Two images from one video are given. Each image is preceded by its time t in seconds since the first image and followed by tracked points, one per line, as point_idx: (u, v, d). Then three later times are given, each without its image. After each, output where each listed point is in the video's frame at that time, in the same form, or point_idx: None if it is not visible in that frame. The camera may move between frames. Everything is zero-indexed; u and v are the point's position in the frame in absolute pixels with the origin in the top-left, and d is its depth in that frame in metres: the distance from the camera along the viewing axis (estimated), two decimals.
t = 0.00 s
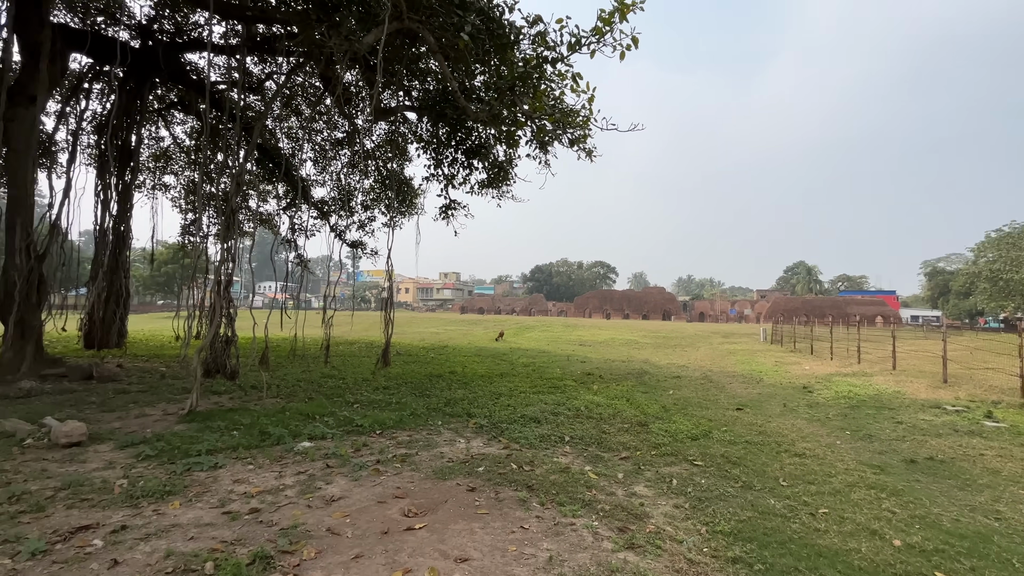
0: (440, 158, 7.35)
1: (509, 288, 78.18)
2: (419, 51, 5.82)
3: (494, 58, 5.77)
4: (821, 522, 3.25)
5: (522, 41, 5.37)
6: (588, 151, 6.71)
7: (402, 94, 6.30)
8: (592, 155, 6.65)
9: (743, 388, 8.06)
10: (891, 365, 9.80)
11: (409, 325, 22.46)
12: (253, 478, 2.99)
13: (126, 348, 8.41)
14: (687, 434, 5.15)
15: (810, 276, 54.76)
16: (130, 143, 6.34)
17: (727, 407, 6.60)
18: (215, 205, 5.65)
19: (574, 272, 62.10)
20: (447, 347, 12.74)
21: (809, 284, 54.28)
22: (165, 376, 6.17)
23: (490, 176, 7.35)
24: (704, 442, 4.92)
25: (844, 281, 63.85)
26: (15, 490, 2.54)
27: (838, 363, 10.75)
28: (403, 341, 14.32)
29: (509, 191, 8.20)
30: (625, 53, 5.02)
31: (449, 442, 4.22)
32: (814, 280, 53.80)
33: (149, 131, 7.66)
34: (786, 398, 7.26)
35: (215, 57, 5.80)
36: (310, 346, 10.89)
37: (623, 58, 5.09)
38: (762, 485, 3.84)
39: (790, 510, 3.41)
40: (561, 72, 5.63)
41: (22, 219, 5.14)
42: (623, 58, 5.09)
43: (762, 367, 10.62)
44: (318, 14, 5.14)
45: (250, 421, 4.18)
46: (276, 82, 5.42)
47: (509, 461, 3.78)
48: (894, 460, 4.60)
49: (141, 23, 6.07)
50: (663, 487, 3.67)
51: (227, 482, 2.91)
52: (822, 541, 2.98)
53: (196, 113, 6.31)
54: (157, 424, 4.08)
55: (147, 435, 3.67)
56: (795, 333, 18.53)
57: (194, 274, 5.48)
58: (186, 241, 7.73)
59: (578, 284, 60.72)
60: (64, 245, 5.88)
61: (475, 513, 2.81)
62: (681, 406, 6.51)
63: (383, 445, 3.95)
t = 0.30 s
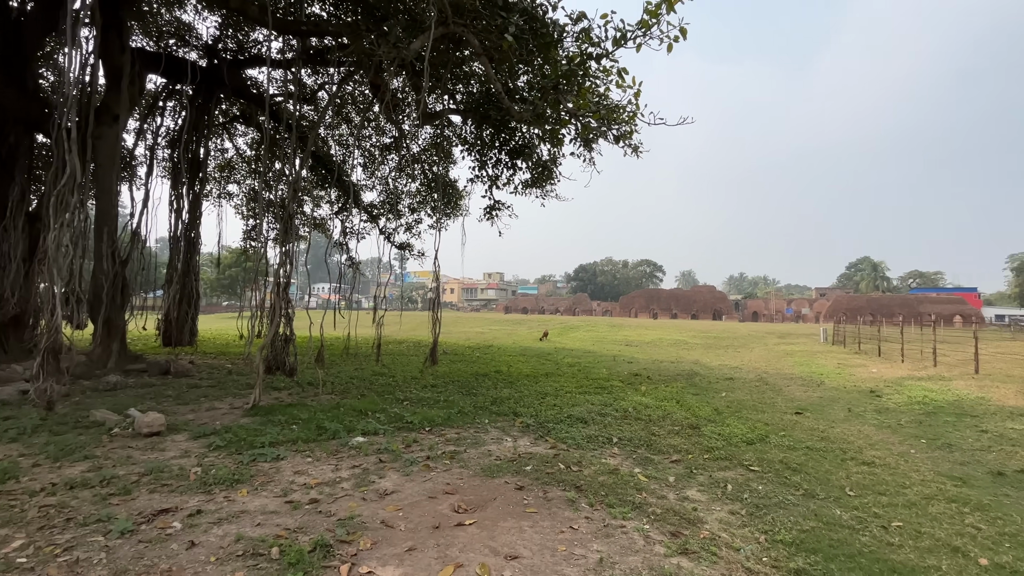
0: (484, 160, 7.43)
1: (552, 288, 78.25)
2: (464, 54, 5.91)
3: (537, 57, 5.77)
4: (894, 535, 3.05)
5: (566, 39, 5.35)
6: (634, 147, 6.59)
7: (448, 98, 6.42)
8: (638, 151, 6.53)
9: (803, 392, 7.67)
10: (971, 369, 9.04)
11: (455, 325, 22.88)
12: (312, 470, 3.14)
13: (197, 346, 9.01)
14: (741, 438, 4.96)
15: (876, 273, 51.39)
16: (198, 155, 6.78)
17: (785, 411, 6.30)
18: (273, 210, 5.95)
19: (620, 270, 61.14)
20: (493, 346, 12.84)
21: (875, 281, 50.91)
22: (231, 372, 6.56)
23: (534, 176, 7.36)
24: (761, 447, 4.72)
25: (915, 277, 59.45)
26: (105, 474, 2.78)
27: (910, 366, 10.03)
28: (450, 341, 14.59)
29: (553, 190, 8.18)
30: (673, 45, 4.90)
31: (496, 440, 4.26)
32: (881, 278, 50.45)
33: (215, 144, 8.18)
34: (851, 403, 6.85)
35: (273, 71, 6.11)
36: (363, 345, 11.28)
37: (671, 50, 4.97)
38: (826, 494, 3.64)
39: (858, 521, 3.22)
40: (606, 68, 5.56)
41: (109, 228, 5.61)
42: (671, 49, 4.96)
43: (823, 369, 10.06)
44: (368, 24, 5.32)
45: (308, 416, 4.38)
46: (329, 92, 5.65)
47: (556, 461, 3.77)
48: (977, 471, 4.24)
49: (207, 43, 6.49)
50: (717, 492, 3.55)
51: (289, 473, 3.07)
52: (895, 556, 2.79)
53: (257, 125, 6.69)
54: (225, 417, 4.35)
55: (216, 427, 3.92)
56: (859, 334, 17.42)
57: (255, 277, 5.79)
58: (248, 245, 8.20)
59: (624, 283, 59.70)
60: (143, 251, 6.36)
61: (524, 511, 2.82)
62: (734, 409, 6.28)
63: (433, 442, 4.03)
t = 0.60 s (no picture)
0: (527, 162, 7.45)
1: (597, 289, 77.39)
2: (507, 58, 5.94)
3: (580, 57, 5.73)
4: (980, 557, 2.80)
5: (610, 36, 5.27)
6: (682, 143, 6.41)
7: (491, 102, 6.47)
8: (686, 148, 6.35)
9: (870, 398, 7.19)
10: None
11: (500, 326, 23.06)
12: (365, 467, 3.23)
13: (257, 346, 9.51)
14: (802, 446, 4.71)
15: (952, 271, 47.59)
16: (258, 166, 7.16)
17: (851, 419, 5.93)
18: (326, 217, 6.19)
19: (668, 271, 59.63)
20: (537, 348, 12.83)
21: (950, 279, 47.14)
22: (289, 372, 6.88)
23: (578, 176, 7.30)
24: (824, 456, 4.47)
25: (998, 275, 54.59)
26: (179, 465, 2.98)
27: (993, 372, 9.20)
28: (495, 342, 14.71)
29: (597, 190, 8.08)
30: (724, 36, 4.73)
31: (543, 442, 4.25)
32: (958, 276, 46.66)
33: (272, 155, 8.62)
34: (925, 411, 6.36)
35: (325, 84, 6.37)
36: (411, 346, 11.54)
37: (722, 41, 4.80)
38: (900, 508, 3.39)
39: (938, 540, 2.98)
40: (652, 63, 5.44)
41: (181, 237, 6.02)
42: (722, 40, 4.79)
43: (892, 374, 9.41)
44: (414, 33, 5.44)
45: (360, 414, 4.52)
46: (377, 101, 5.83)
47: (605, 464, 3.71)
48: None
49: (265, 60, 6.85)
50: (777, 502, 3.39)
51: (344, 469, 3.18)
52: None
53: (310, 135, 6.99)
54: (284, 414, 4.57)
55: (277, 423, 4.12)
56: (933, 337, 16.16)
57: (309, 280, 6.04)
58: (303, 250, 8.58)
59: (671, 284, 58.19)
60: (210, 257, 6.77)
61: (574, 515, 2.79)
62: (793, 416, 5.98)
63: (480, 442, 4.07)
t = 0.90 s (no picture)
0: (569, 166, 7.41)
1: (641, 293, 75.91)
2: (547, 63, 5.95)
3: (623, 58, 5.66)
4: None
5: (653, 35, 5.17)
6: (731, 142, 6.20)
7: (532, 107, 6.49)
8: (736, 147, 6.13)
9: (946, 409, 6.66)
10: None
11: (543, 332, 22.99)
12: (414, 469, 3.29)
13: (309, 350, 9.91)
14: (869, 460, 4.41)
15: None
16: (310, 178, 7.47)
17: (924, 431, 5.51)
18: (374, 225, 6.37)
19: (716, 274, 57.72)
20: (581, 353, 12.69)
21: None
22: (339, 375, 7.12)
23: (621, 178, 7.20)
24: (895, 471, 4.17)
25: None
26: (242, 462, 3.14)
27: None
28: (538, 347, 14.67)
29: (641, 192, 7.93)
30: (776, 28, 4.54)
31: (589, 449, 4.19)
32: None
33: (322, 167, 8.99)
34: (1012, 424, 5.82)
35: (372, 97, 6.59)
36: (455, 351, 11.68)
37: (774, 33, 4.61)
38: (986, 531, 3.11)
39: None
40: (698, 61, 5.30)
41: (241, 247, 6.36)
42: (773, 32, 4.61)
43: (971, 383, 8.67)
44: (456, 43, 5.55)
45: (408, 418, 4.61)
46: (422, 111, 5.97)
47: (655, 473, 3.62)
48: None
49: (316, 77, 7.16)
50: (843, 519, 3.19)
51: (393, 471, 3.25)
52: None
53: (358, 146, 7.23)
54: (335, 415, 4.73)
55: (329, 424, 4.27)
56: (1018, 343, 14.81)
57: (358, 286, 6.23)
58: (352, 257, 8.88)
59: (720, 287, 56.27)
60: (266, 265, 7.12)
61: (623, 524, 2.73)
62: (858, 427, 5.62)
63: (526, 447, 4.06)
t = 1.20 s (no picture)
0: (608, 173, 7.34)
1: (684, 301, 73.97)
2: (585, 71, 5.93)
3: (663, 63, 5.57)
4: None
5: (694, 38, 5.07)
6: (778, 143, 5.98)
7: (570, 116, 6.48)
8: (783, 148, 5.90)
9: None
10: None
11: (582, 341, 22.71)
12: (457, 478, 3.31)
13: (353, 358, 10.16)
14: (942, 480, 4.09)
15: None
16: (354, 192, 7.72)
17: (1005, 449, 5.07)
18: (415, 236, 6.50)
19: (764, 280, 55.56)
20: (622, 362, 12.46)
21: None
22: (383, 383, 7.27)
23: (661, 184, 7.06)
24: (973, 493, 3.85)
25: None
26: (293, 467, 3.25)
27: None
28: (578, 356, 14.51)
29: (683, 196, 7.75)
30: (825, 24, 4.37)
31: (634, 461, 4.08)
32: None
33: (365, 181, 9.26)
34: None
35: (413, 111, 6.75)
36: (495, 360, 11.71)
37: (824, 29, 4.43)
38: None
39: None
40: (742, 61, 5.16)
41: (290, 259, 6.62)
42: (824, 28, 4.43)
43: None
44: (494, 56, 5.62)
45: (450, 426, 4.65)
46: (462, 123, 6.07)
47: (704, 488, 3.49)
48: None
49: (359, 94, 7.41)
50: (915, 544, 2.96)
51: (438, 479, 3.27)
52: None
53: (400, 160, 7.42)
54: (380, 422, 4.82)
55: (374, 431, 4.36)
56: None
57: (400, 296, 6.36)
58: (394, 267, 9.08)
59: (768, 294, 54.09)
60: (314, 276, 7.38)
61: (673, 540, 2.64)
62: (928, 443, 5.23)
63: (569, 458, 4.00)
